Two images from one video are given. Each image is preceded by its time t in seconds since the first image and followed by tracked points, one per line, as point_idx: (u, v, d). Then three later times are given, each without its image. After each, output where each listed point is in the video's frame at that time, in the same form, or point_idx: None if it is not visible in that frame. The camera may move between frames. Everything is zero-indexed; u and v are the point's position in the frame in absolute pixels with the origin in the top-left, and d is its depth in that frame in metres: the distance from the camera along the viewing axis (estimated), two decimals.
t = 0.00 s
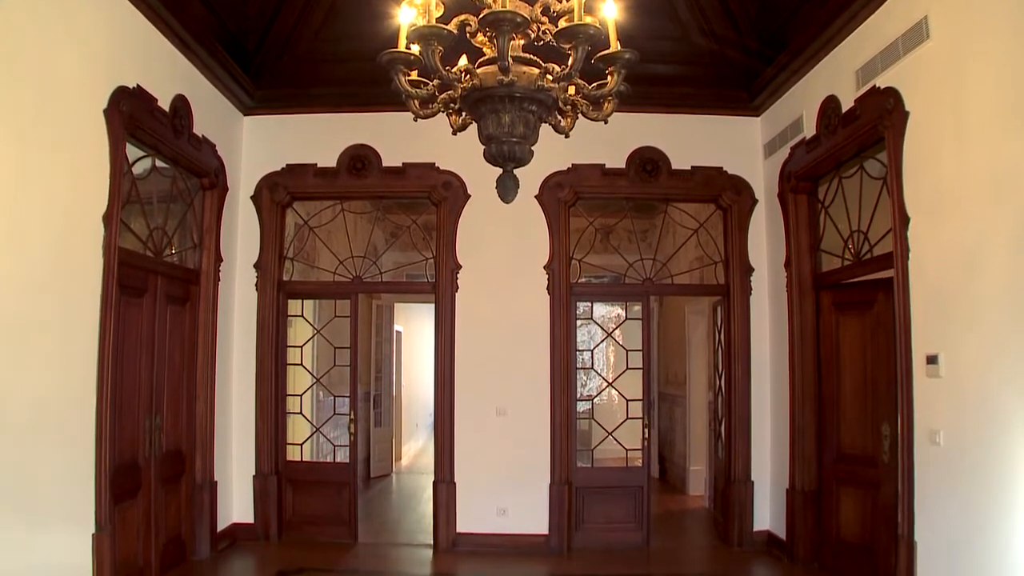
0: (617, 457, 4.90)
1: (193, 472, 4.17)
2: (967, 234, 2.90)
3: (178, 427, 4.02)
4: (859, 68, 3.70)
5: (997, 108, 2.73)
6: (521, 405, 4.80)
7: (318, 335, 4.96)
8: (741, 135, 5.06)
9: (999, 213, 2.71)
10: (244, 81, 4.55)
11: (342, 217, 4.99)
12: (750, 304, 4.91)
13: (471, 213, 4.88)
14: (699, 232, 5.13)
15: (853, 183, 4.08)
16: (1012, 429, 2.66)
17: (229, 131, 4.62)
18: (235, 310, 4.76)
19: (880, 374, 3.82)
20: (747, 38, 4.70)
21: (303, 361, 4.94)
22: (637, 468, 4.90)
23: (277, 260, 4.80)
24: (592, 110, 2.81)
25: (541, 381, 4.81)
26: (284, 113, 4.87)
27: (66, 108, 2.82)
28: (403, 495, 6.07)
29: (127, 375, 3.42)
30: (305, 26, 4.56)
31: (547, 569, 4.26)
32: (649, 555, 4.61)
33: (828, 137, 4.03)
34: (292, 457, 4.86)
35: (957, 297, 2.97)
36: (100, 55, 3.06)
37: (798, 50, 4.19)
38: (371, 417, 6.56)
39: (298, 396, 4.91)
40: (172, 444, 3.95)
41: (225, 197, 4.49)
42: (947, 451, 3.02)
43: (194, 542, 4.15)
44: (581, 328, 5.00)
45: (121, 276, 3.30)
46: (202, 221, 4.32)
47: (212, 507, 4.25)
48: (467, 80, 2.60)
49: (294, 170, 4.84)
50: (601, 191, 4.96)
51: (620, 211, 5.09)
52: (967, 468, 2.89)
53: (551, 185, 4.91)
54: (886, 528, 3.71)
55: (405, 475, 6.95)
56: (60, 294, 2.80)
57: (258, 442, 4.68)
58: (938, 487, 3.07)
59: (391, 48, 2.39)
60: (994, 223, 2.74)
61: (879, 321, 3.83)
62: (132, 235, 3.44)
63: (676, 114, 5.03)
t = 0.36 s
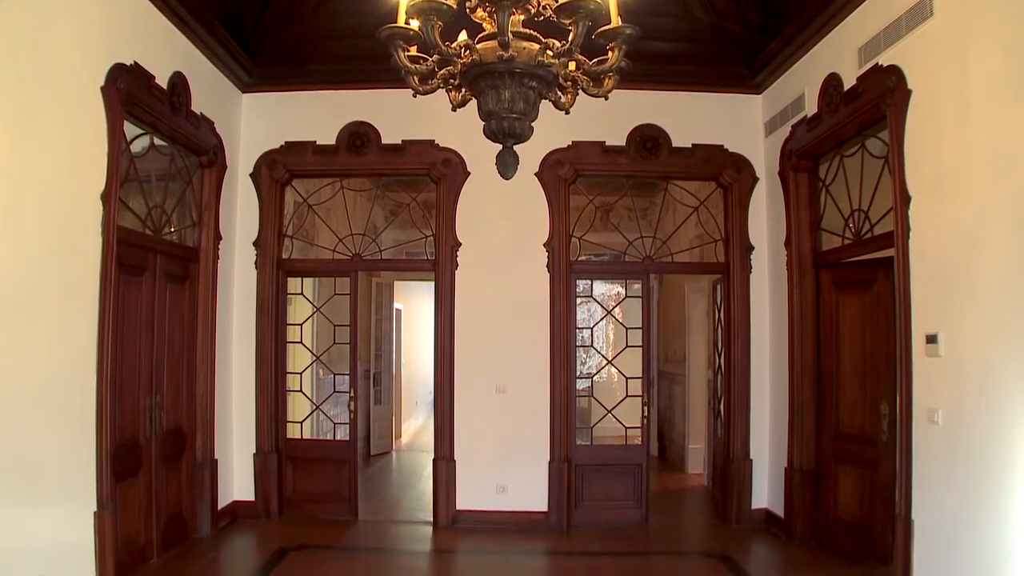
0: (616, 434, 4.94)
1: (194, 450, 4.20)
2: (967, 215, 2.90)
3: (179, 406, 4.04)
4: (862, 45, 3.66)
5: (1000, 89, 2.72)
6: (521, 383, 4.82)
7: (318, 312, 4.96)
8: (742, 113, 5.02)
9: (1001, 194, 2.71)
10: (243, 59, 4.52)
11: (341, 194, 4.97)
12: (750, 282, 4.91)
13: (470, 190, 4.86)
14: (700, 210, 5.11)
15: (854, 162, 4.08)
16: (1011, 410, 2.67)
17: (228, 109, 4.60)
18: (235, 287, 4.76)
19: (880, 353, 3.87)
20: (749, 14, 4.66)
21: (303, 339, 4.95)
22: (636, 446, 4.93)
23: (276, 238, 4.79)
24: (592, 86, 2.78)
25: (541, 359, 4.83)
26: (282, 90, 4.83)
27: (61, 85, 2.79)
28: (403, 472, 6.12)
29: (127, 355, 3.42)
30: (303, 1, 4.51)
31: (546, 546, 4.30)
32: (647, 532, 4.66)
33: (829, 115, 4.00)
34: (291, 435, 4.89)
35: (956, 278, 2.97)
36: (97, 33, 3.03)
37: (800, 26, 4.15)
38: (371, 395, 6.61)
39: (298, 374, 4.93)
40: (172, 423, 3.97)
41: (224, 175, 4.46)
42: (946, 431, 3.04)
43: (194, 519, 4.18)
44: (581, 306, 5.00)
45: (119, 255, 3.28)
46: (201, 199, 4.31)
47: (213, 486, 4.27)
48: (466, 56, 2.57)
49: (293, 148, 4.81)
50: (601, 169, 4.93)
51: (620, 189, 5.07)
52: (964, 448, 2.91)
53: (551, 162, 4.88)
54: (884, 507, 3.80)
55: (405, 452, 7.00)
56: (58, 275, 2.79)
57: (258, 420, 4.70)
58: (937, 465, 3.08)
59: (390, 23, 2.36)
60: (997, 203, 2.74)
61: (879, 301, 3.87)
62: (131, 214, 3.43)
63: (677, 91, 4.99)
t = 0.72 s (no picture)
0: (616, 418, 4.96)
1: (195, 433, 4.22)
2: (968, 199, 2.90)
3: (179, 390, 4.05)
4: (864, 28, 3.63)
5: (1004, 72, 2.70)
6: (521, 366, 4.83)
7: (318, 296, 4.96)
8: (744, 96, 4.99)
9: (1003, 179, 2.70)
10: (241, 40, 4.48)
11: (340, 177, 4.95)
12: (750, 266, 4.91)
13: (469, 173, 4.84)
14: (700, 193, 5.10)
15: (856, 145, 4.06)
16: (1010, 395, 2.68)
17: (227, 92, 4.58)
18: (235, 270, 4.76)
19: (879, 336, 3.91)
20: None
21: (303, 322, 4.95)
22: (635, 429, 4.96)
23: (276, 220, 4.78)
24: (592, 68, 2.76)
25: (541, 343, 4.83)
26: (280, 71, 4.80)
27: (58, 66, 2.77)
28: (403, 455, 6.16)
29: (127, 338, 3.43)
30: None
31: (545, 528, 4.34)
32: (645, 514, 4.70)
33: (831, 98, 3.98)
34: (292, 418, 4.91)
35: (957, 263, 2.96)
36: (94, 14, 3.00)
37: (802, 8, 4.11)
38: (371, 377, 6.63)
39: (298, 357, 4.94)
40: (173, 406, 3.99)
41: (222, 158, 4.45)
42: (945, 415, 3.05)
43: (195, 502, 4.22)
44: (581, 289, 5.00)
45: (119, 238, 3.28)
46: (200, 182, 4.29)
47: (214, 469, 4.30)
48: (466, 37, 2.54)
49: (292, 131, 4.79)
50: (601, 152, 4.91)
51: (620, 172, 5.06)
52: (962, 432, 2.93)
53: (551, 145, 4.85)
54: (883, 490, 3.85)
55: (405, 435, 7.04)
56: (57, 258, 2.79)
57: (258, 402, 4.72)
58: (935, 450, 3.10)
59: (390, 3, 2.33)
60: (998, 189, 2.73)
61: (879, 284, 3.90)
62: (130, 197, 3.42)
63: (678, 74, 4.95)
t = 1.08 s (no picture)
0: (615, 406, 4.98)
1: (195, 421, 4.23)
2: (969, 188, 2.89)
3: (179, 378, 4.06)
4: (866, 16, 3.62)
5: (1006, 59, 2.69)
6: (521, 355, 4.84)
7: (318, 284, 4.97)
8: (745, 84, 4.97)
9: (1005, 168, 2.69)
10: (240, 27, 4.46)
11: (340, 165, 4.94)
12: (750, 254, 4.90)
13: (469, 161, 4.83)
14: (700, 181, 5.10)
15: (857, 133, 4.05)
16: (1010, 384, 2.69)
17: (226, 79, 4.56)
18: (235, 258, 4.75)
19: (878, 325, 3.94)
20: None
21: (303, 309, 4.96)
22: (635, 417, 4.98)
23: (276, 208, 4.77)
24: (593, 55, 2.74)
25: (541, 331, 4.84)
26: (279, 58, 4.78)
27: (56, 52, 2.75)
28: (403, 442, 6.19)
29: (127, 327, 3.43)
30: None
31: (544, 516, 4.36)
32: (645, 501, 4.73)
33: (832, 86, 3.96)
34: (292, 405, 4.93)
35: (958, 252, 2.96)
36: None
37: None
38: (371, 365, 6.65)
39: (298, 344, 4.96)
40: (173, 394, 4.00)
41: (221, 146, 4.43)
42: (944, 404, 3.06)
43: (196, 490, 4.24)
44: (581, 277, 5.00)
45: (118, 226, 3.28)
46: (199, 169, 4.28)
47: (214, 457, 4.31)
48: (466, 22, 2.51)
49: (291, 118, 4.77)
50: (601, 139, 4.89)
51: (620, 159, 5.05)
52: (961, 421, 2.94)
53: (551, 132, 4.84)
54: (883, 479, 3.88)
55: (405, 423, 7.07)
56: (55, 246, 2.78)
57: (258, 390, 4.74)
58: (935, 438, 3.11)
59: None
60: (1000, 178, 2.72)
61: (880, 272, 3.91)
62: (128, 185, 3.41)
63: (679, 62, 4.93)
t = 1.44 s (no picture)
0: (615, 399, 4.99)
1: (195, 415, 4.24)
2: (970, 182, 2.89)
3: (179, 371, 4.06)
4: (867, 9, 3.60)
5: (1007, 53, 2.68)
6: (521, 348, 4.84)
7: (317, 277, 4.98)
8: (745, 77, 4.96)
9: (1006, 161, 2.69)
10: (240, 20, 4.44)
11: (340, 157, 4.94)
12: (750, 248, 4.90)
13: (469, 154, 4.82)
14: (701, 174, 5.09)
15: (858, 127, 4.05)
16: (1010, 378, 2.69)
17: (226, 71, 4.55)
18: (235, 252, 4.75)
19: (879, 320, 3.95)
20: None
21: (303, 302, 4.96)
22: (634, 410, 4.99)
23: (276, 201, 4.76)
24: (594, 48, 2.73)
25: (541, 324, 4.84)
26: (279, 51, 4.77)
27: (56, 44, 2.75)
28: (403, 435, 6.20)
29: (127, 321, 3.44)
30: None
31: (544, 509, 4.37)
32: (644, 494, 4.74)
33: (833, 79, 3.95)
34: (292, 398, 4.94)
35: (958, 246, 2.96)
36: None
37: None
38: (371, 359, 6.66)
39: (298, 337, 4.96)
40: (173, 388, 4.00)
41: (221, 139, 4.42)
42: (945, 398, 3.06)
43: (197, 484, 4.25)
44: (581, 271, 4.99)
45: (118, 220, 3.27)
46: (199, 162, 4.27)
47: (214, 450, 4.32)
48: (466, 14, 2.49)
49: (291, 111, 4.76)
50: (602, 132, 4.88)
51: (620, 152, 5.04)
52: (961, 414, 2.94)
53: (552, 125, 4.83)
54: (884, 472, 3.90)
55: (405, 416, 7.08)
56: (55, 239, 2.77)
57: (259, 383, 4.74)
58: (935, 431, 3.12)
59: None
60: (1001, 171, 2.72)
61: (880, 266, 3.92)
62: (128, 178, 3.40)
63: (679, 55, 4.91)
